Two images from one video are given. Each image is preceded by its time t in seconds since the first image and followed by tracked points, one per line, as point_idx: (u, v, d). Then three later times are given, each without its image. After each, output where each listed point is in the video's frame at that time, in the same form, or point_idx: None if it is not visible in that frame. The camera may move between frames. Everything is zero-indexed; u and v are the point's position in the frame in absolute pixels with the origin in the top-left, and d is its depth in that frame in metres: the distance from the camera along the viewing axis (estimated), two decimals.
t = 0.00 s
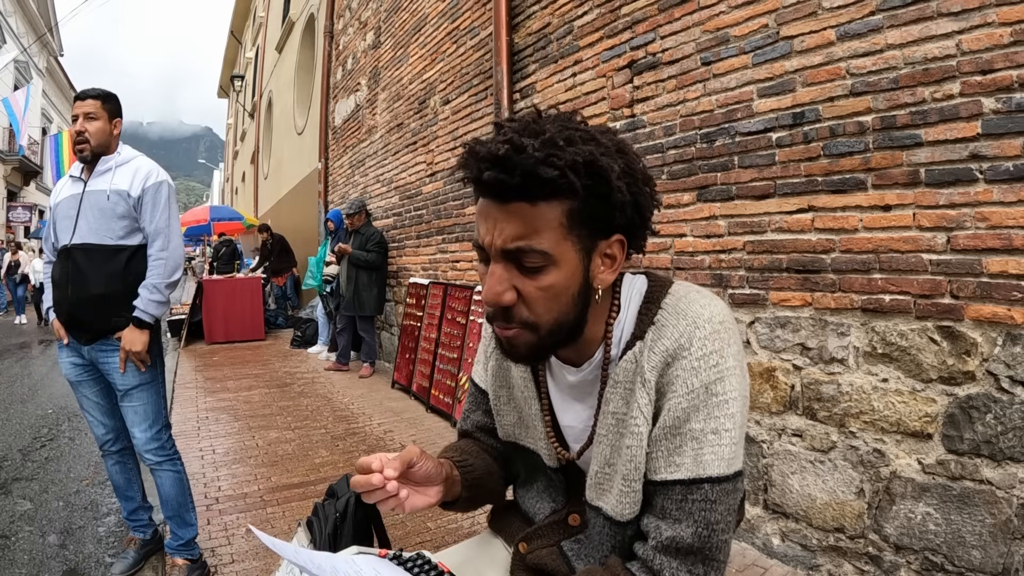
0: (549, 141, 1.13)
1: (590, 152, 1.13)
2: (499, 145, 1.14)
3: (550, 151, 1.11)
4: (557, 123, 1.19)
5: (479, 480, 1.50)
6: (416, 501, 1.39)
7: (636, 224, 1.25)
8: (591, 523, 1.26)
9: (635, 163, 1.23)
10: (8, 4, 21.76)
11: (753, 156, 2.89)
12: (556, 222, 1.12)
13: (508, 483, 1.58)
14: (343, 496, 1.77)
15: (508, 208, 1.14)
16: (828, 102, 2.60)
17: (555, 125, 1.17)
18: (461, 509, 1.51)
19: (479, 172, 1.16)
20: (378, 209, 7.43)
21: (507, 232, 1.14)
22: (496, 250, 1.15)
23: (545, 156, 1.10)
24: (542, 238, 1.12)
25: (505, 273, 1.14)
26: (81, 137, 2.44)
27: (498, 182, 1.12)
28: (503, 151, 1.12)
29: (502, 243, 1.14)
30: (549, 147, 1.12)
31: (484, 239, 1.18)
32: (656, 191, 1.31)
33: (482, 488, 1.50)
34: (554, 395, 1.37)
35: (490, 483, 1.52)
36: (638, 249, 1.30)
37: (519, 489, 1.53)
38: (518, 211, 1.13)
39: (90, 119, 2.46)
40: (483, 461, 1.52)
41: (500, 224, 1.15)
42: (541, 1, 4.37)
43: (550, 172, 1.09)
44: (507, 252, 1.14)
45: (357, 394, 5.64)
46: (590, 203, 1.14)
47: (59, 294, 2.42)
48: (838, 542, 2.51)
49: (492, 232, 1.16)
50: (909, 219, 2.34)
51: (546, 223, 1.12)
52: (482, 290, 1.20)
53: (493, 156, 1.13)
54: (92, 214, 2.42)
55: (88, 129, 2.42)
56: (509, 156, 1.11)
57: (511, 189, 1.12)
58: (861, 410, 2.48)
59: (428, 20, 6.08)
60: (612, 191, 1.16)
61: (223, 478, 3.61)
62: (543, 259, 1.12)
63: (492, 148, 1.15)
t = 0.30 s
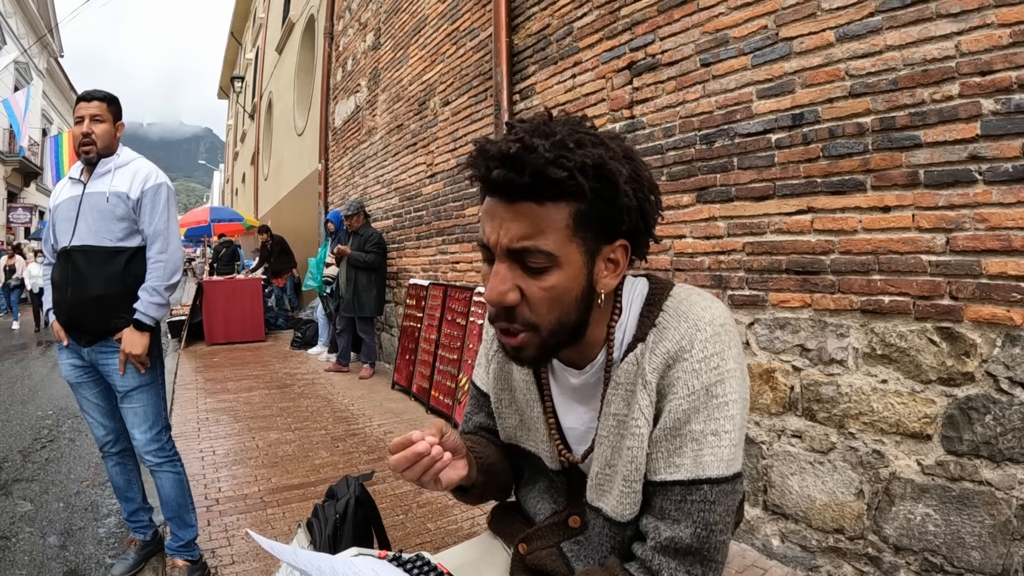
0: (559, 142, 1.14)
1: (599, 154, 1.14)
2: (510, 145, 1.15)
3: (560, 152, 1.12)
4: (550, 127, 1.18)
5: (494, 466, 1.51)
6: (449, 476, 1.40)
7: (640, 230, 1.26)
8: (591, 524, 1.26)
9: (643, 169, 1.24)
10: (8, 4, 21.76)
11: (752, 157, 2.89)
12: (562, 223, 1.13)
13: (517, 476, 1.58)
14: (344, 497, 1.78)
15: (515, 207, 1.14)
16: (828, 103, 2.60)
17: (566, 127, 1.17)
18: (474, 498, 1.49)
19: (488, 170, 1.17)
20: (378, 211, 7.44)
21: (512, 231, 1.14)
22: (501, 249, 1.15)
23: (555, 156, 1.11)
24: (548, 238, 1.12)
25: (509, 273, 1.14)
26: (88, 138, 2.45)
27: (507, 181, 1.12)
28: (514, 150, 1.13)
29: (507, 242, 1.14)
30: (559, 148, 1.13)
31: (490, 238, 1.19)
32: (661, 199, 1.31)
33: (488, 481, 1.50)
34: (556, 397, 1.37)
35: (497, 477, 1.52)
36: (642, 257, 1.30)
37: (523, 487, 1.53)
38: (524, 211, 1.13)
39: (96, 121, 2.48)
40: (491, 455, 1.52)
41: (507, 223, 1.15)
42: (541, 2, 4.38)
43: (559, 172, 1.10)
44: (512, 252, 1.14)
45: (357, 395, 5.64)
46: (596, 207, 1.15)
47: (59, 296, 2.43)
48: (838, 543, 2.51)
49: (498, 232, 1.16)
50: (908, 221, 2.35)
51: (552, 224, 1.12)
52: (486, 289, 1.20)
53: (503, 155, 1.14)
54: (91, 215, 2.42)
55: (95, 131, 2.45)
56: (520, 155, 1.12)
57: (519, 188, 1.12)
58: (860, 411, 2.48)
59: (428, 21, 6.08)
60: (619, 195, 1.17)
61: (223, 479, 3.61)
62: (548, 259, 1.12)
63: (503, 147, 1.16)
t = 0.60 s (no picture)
0: (564, 148, 1.14)
1: (604, 161, 1.14)
2: (514, 151, 1.15)
3: (565, 159, 1.12)
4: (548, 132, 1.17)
5: (491, 471, 1.51)
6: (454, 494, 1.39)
7: (643, 234, 1.26)
8: (591, 525, 1.27)
9: (645, 173, 1.24)
10: (8, 5, 21.77)
11: (752, 158, 2.89)
12: (566, 229, 1.13)
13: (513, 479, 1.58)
14: (344, 499, 1.78)
15: (520, 214, 1.14)
16: (827, 104, 2.61)
17: (569, 132, 1.18)
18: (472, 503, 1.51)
19: (492, 176, 1.16)
20: (378, 212, 7.45)
21: (517, 238, 1.14)
22: (506, 255, 1.15)
23: (560, 163, 1.11)
24: (552, 245, 1.12)
25: (513, 279, 1.14)
26: (91, 140, 2.46)
27: (511, 188, 1.12)
28: (519, 157, 1.12)
29: (512, 248, 1.14)
30: (564, 154, 1.13)
31: (494, 243, 1.18)
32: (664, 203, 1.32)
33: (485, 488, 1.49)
34: (558, 397, 1.38)
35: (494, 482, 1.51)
36: (644, 259, 1.30)
37: (522, 489, 1.53)
38: (529, 217, 1.13)
39: (100, 122, 2.49)
40: (487, 460, 1.51)
41: (511, 229, 1.15)
42: (541, 4, 4.38)
43: (565, 179, 1.10)
44: (517, 259, 1.14)
45: (357, 396, 5.64)
46: (601, 212, 1.15)
47: (59, 297, 2.43)
48: (837, 544, 2.52)
49: (503, 238, 1.16)
50: (908, 222, 2.35)
51: (557, 230, 1.12)
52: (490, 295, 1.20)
53: (508, 161, 1.14)
54: (92, 217, 2.42)
55: (98, 133, 2.46)
56: (526, 162, 1.12)
57: (524, 195, 1.12)
58: (860, 412, 2.48)
59: (428, 22, 6.09)
60: (623, 201, 1.17)
61: (223, 480, 3.61)
62: (553, 266, 1.12)
63: (507, 153, 1.15)
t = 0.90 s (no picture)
0: (559, 153, 1.14)
1: (600, 166, 1.14)
2: (508, 157, 1.15)
3: (560, 164, 1.12)
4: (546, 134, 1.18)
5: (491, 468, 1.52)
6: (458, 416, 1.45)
7: (640, 237, 1.27)
8: (590, 526, 1.27)
9: (642, 176, 1.24)
10: (8, 6, 21.78)
11: (751, 159, 2.89)
12: (562, 235, 1.13)
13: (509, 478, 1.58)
14: (343, 500, 1.78)
15: (515, 220, 1.14)
16: (827, 105, 2.61)
17: (565, 136, 1.17)
18: (468, 484, 1.53)
19: (487, 183, 1.16)
20: (378, 213, 7.45)
21: (512, 244, 1.14)
22: (502, 261, 1.15)
23: (555, 169, 1.11)
24: (548, 251, 1.12)
25: (509, 285, 1.14)
26: (91, 140, 2.46)
27: (506, 195, 1.12)
28: (513, 165, 1.12)
29: (508, 254, 1.14)
30: (559, 160, 1.13)
31: (489, 249, 1.18)
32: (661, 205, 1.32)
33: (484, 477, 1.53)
34: (556, 398, 1.38)
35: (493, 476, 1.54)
36: (642, 262, 1.30)
37: (518, 491, 1.54)
38: (524, 223, 1.13)
39: (100, 123, 2.49)
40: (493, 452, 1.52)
41: (506, 235, 1.15)
42: (540, 4, 4.38)
43: (560, 186, 1.10)
44: (513, 265, 1.14)
45: (357, 397, 5.64)
46: (598, 218, 1.15)
47: (59, 298, 2.43)
48: (837, 545, 2.52)
49: (498, 244, 1.16)
50: (908, 222, 2.35)
51: (552, 236, 1.12)
52: (486, 301, 1.20)
53: (502, 168, 1.14)
54: (91, 218, 2.42)
55: (98, 134, 2.46)
56: (519, 169, 1.12)
57: (518, 202, 1.13)
58: (860, 413, 2.48)
59: (428, 23, 6.09)
60: (620, 206, 1.17)
61: (223, 481, 3.61)
62: (549, 272, 1.13)
63: (501, 159, 1.16)
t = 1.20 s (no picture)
0: (560, 153, 1.14)
1: (601, 166, 1.14)
2: (511, 157, 1.15)
3: (562, 164, 1.12)
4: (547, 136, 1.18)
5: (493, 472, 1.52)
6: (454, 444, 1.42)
7: (639, 238, 1.27)
8: (590, 527, 1.27)
9: (641, 177, 1.25)
10: (9, 7, 21.80)
11: (751, 160, 2.90)
12: (565, 235, 1.13)
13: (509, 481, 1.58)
14: (343, 501, 1.78)
15: (517, 220, 1.14)
16: (827, 106, 2.61)
17: (564, 139, 1.17)
18: (468, 490, 1.52)
19: (489, 183, 1.16)
20: (378, 213, 7.46)
21: (515, 244, 1.14)
22: (504, 262, 1.15)
23: (557, 169, 1.11)
24: (551, 251, 1.12)
25: (512, 287, 1.14)
26: (94, 142, 2.45)
27: (508, 195, 1.12)
28: (516, 164, 1.12)
29: (510, 255, 1.14)
30: (561, 160, 1.13)
31: (491, 250, 1.18)
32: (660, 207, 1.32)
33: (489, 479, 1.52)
34: (557, 400, 1.38)
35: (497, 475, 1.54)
36: (640, 262, 1.31)
37: (518, 494, 1.54)
38: (527, 223, 1.13)
39: (103, 125, 2.49)
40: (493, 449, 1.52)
41: (508, 236, 1.15)
42: (540, 6, 4.39)
43: (562, 185, 1.10)
44: (515, 265, 1.14)
45: (358, 398, 5.64)
46: (599, 218, 1.16)
47: (59, 299, 2.43)
48: (838, 546, 2.52)
49: (501, 244, 1.16)
50: (908, 223, 2.35)
51: (555, 235, 1.12)
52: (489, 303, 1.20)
53: (505, 167, 1.14)
54: (92, 219, 2.42)
55: (103, 136, 2.46)
56: (522, 168, 1.12)
57: (521, 203, 1.13)
58: (860, 414, 2.48)
59: (428, 24, 6.10)
60: (621, 206, 1.17)
61: (224, 482, 3.61)
62: (552, 272, 1.13)
63: (503, 159, 1.15)
